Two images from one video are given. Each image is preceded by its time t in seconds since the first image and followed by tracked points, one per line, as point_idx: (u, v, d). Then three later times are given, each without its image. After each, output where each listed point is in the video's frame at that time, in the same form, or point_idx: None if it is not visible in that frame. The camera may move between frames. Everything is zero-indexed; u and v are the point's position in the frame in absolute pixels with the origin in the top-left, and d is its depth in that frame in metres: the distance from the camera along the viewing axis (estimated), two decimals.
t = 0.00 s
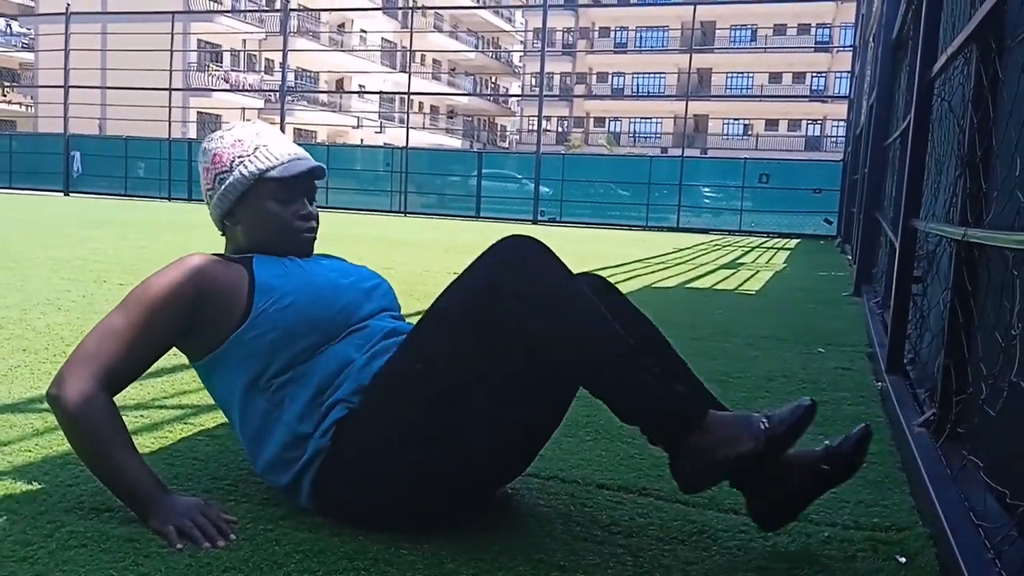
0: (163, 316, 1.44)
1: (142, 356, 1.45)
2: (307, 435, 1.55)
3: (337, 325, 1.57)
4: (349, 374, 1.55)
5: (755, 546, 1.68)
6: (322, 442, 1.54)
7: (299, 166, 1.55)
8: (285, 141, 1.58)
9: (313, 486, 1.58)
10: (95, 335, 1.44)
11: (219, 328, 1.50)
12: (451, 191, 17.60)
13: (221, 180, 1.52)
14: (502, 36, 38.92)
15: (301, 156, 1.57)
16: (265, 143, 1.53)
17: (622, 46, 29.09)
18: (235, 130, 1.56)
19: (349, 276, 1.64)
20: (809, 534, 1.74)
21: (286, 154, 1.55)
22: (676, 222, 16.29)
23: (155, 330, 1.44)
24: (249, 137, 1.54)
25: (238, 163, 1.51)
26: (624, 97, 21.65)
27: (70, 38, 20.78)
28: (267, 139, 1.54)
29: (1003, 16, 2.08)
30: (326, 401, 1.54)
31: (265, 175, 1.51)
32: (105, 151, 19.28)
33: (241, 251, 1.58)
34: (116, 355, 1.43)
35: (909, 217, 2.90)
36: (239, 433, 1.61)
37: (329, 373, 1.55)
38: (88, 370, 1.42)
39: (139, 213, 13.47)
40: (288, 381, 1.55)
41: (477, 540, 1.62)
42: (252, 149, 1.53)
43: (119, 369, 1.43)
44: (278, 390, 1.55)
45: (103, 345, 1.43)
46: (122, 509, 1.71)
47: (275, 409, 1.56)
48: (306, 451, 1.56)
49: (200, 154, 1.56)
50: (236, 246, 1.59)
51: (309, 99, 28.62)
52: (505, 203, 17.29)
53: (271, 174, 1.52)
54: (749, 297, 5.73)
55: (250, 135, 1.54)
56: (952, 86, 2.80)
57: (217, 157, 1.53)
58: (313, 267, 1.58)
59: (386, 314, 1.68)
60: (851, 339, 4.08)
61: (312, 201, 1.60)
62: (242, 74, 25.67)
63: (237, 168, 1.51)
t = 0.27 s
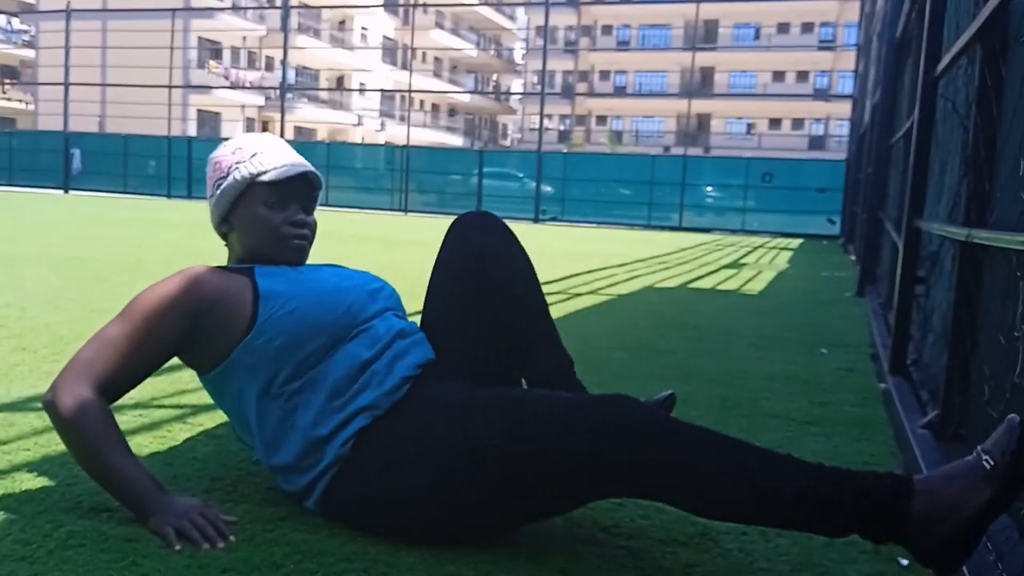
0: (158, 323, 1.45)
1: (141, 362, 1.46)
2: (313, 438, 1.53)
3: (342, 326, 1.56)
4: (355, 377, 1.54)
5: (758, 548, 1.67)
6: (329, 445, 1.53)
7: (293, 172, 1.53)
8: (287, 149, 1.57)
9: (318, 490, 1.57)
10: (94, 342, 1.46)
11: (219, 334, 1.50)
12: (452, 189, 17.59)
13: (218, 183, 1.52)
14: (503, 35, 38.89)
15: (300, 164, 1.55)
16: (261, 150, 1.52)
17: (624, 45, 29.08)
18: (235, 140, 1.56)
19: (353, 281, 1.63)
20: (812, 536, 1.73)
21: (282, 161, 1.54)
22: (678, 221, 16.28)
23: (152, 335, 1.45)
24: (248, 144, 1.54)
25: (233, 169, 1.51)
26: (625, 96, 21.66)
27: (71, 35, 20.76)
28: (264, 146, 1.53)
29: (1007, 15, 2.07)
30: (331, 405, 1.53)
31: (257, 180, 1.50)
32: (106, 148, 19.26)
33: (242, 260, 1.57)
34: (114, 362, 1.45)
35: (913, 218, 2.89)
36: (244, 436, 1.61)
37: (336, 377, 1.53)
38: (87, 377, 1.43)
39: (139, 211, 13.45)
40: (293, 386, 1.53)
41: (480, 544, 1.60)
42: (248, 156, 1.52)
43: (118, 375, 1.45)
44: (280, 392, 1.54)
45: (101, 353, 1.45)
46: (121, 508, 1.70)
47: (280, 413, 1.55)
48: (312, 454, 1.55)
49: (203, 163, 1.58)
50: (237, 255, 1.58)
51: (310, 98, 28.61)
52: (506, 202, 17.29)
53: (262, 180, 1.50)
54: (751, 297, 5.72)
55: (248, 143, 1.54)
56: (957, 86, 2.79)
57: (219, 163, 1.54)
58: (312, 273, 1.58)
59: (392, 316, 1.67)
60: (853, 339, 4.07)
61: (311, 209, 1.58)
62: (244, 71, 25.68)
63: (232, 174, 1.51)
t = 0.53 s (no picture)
0: (164, 317, 1.44)
1: (145, 357, 1.45)
2: (311, 435, 1.54)
3: (344, 324, 1.56)
4: (356, 374, 1.54)
5: (757, 547, 1.67)
6: (325, 442, 1.53)
7: (296, 165, 1.53)
8: (294, 143, 1.58)
9: (314, 489, 1.58)
10: (99, 332, 1.45)
11: (223, 330, 1.50)
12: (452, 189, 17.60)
13: (222, 177, 1.52)
14: (502, 35, 38.90)
15: (305, 156, 1.56)
16: (265, 142, 1.53)
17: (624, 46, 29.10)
18: (241, 130, 1.56)
19: (356, 278, 1.63)
20: (810, 536, 1.74)
21: (286, 153, 1.54)
22: (677, 221, 16.29)
23: (156, 330, 1.44)
24: (254, 136, 1.54)
25: (237, 161, 1.51)
26: (625, 96, 21.67)
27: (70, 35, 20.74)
28: (268, 138, 1.53)
29: (1005, 16, 2.07)
30: (332, 402, 1.53)
31: (262, 172, 1.51)
32: (106, 148, 19.27)
33: (243, 252, 1.57)
34: (120, 356, 1.43)
35: (912, 217, 2.90)
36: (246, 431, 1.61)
37: (338, 374, 1.54)
38: (90, 370, 1.42)
39: (139, 210, 13.45)
40: (292, 381, 1.54)
41: (477, 542, 1.61)
42: (251, 148, 1.53)
43: (122, 369, 1.44)
44: (282, 389, 1.54)
45: (106, 346, 1.43)
46: (122, 508, 1.71)
47: (279, 408, 1.55)
48: (309, 451, 1.56)
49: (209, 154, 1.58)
50: (238, 246, 1.58)
51: (310, 97, 28.60)
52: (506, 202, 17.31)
53: (267, 172, 1.51)
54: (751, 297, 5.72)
55: (254, 135, 1.54)
56: (955, 87, 2.80)
57: (222, 155, 1.54)
58: (317, 267, 1.58)
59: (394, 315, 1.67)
60: (852, 339, 4.07)
61: (315, 202, 1.59)
62: (243, 71, 25.71)
63: (236, 166, 1.51)
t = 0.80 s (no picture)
0: (163, 317, 1.44)
1: (142, 357, 1.45)
2: (308, 435, 1.54)
3: (340, 324, 1.56)
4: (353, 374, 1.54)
5: (755, 547, 1.67)
6: (324, 442, 1.53)
7: (307, 167, 1.54)
8: (302, 146, 1.59)
9: (312, 487, 1.58)
10: (97, 333, 1.45)
11: (221, 330, 1.49)
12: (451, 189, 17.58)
13: (229, 177, 1.51)
14: (502, 34, 38.90)
15: (313, 158, 1.57)
16: (273, 143, 1.53)
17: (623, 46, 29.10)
18: (247, 131, 1.56)
19: (354, 279, 1.62)
20: (809, 535, 1.74)
21: (295, 154, 1.55)
22: (676, 221, 16.30)
23: (155, 331, 1.44)
24: (263, 137, 1.54)
25: (246, 161, 1.51)
26: (624, 96, 21.69)
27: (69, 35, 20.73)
28: (276, 139, 1.54)
29: (1004, 16, 2.07)
30: (330, 403, 1.53)
31: (272, 174, 1.51)
32: (105, 148, 19.27)
33: (243, 251, 1.57)
34: (118, 357, 1.43)
35: (910, 217, 2.89)
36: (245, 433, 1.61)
37: (336, 374, 1.54)
38: (87, 370, 1.42)
39: (139, 211, 13.45)
40: (290, 382, 1.54)
41: (475, 541, 1.62)
42: (260, 149, 1.52)
43: (120, 368, 1.43)
44: (280, 389, 1.54)
45: (104, 346, 1.43)
46: (121, 508, 1.71)
47: (276, 408, 1.55)
48: (306, 451, 1.56)
49: (213, 152, 1.57)
50: (239, 245, 1.57)
51: (309, 98, 28.60)
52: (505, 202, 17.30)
53: (278, 174, 1.51)
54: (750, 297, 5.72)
55: (264, 134, 1.54)
56: (954, 87, 2.80)
57: (227, 154, 1.53)
58: (316, 267, 1.57)
59: (390, 314, 1.67)
60: (852, 339, 4.07)
61: (321, 204, 1.60)
62: (242, 71, 25.73)
63: (245, 165, 1.51)
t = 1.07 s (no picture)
0: (165, 321, 1.44)
1: (144, 360, 1.45)
2: (319, 438, 1.54)
3: (346, 326, 1.56)
4: (358, 377, 1.54)
5: (753, 544, 1.67)
6: (329, 442, 1.53)
7: (309, 172, 1.54)
8: (300, 150, 1.58)
9: (316, 488, 1.58)
10: (99, 336, 1.45)
11: (226, 333, 1.49)
12: (450, 187, 17.52)
13: (232, 185, 1.51)
14: (499, 32, 38.87)
15: (313, 162, 1.57)
16: (274, 150, 1.53)
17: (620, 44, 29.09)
18: (243, 137, 1.56)
19: (359, 281, 1.62)
20: (807, 533, 1.74)
21: (295, 161, 1.54)
22: (674, 219, 16.31)
23: (157, 333, 1.44)
24: (262, 143, 1.54)
25: (247, 169, 1.51)
26: (622, 94, 21.69)
27: (66, 34, 20.70)
28: (276, 145, 1.53)
29: (1003, 12, 2.06)
30: (337, 403, 1.53)
31: (277, 181, 1.51)
32: (103, 147, 19.24)
33: (246, 258, 1.57)
34: (120, 359, 1.43)
35: (908, 214, 2.89)
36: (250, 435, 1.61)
37: (343, 376, 1.54)
38: (89, 373, 1.42)
39: (136, 209, 13.42)
40: (296, 386, 1.54)
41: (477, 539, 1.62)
42: (262, 158, 1.52)
43: (123, 370, 1.44)
44: (285, 392, 1.54)
45: (105, 350, 1.43)
46: (120, 507, 1.71)
47: (287, 412, 1.55)
48: (311, 452, 1.56)
49: (210, 159, 1.56)
50: (242, 251, 1.57)
51: (306, 96, 28.58)
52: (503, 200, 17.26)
53: (281, 181, 1.52)
54: (749, 295, 5.72)
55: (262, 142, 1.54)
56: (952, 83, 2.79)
57: (228, 161, 1.53)
58: (320, 271, 1.58)
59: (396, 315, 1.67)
60: (849, 336, 4.08)
61: (322, 207, 1.60)
62: (240, 70, 25.70)
63: (247, 174, 1.50)
